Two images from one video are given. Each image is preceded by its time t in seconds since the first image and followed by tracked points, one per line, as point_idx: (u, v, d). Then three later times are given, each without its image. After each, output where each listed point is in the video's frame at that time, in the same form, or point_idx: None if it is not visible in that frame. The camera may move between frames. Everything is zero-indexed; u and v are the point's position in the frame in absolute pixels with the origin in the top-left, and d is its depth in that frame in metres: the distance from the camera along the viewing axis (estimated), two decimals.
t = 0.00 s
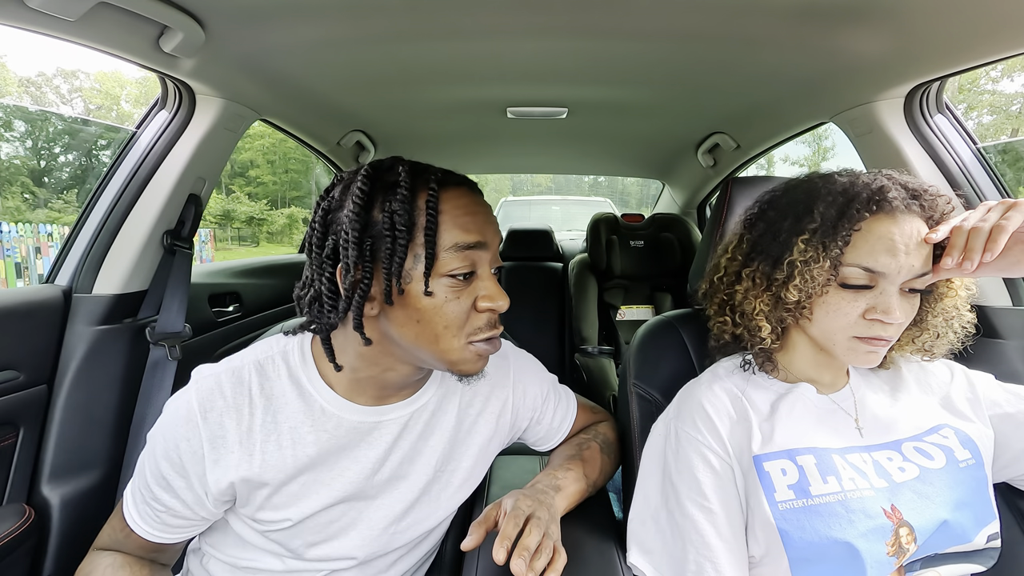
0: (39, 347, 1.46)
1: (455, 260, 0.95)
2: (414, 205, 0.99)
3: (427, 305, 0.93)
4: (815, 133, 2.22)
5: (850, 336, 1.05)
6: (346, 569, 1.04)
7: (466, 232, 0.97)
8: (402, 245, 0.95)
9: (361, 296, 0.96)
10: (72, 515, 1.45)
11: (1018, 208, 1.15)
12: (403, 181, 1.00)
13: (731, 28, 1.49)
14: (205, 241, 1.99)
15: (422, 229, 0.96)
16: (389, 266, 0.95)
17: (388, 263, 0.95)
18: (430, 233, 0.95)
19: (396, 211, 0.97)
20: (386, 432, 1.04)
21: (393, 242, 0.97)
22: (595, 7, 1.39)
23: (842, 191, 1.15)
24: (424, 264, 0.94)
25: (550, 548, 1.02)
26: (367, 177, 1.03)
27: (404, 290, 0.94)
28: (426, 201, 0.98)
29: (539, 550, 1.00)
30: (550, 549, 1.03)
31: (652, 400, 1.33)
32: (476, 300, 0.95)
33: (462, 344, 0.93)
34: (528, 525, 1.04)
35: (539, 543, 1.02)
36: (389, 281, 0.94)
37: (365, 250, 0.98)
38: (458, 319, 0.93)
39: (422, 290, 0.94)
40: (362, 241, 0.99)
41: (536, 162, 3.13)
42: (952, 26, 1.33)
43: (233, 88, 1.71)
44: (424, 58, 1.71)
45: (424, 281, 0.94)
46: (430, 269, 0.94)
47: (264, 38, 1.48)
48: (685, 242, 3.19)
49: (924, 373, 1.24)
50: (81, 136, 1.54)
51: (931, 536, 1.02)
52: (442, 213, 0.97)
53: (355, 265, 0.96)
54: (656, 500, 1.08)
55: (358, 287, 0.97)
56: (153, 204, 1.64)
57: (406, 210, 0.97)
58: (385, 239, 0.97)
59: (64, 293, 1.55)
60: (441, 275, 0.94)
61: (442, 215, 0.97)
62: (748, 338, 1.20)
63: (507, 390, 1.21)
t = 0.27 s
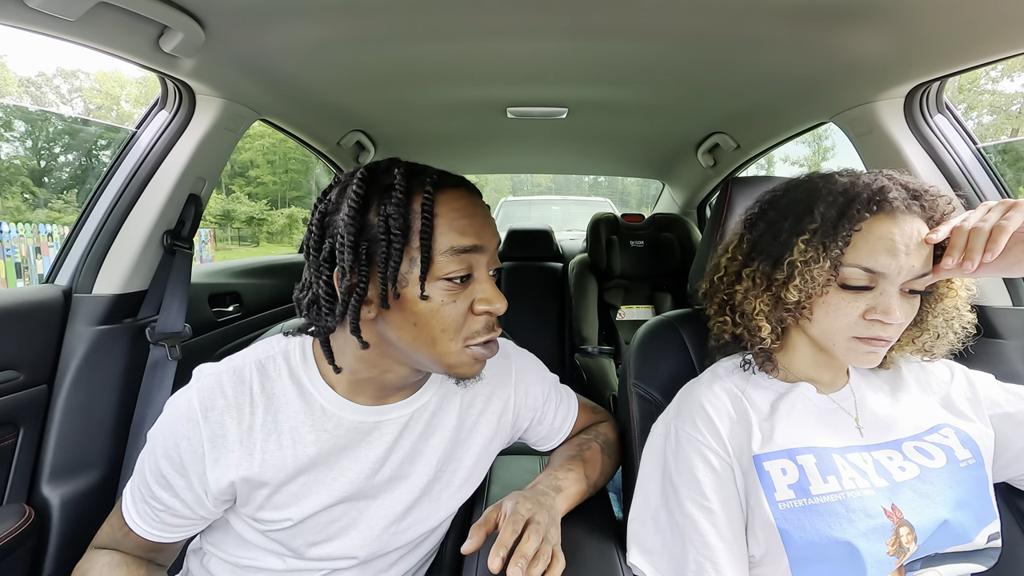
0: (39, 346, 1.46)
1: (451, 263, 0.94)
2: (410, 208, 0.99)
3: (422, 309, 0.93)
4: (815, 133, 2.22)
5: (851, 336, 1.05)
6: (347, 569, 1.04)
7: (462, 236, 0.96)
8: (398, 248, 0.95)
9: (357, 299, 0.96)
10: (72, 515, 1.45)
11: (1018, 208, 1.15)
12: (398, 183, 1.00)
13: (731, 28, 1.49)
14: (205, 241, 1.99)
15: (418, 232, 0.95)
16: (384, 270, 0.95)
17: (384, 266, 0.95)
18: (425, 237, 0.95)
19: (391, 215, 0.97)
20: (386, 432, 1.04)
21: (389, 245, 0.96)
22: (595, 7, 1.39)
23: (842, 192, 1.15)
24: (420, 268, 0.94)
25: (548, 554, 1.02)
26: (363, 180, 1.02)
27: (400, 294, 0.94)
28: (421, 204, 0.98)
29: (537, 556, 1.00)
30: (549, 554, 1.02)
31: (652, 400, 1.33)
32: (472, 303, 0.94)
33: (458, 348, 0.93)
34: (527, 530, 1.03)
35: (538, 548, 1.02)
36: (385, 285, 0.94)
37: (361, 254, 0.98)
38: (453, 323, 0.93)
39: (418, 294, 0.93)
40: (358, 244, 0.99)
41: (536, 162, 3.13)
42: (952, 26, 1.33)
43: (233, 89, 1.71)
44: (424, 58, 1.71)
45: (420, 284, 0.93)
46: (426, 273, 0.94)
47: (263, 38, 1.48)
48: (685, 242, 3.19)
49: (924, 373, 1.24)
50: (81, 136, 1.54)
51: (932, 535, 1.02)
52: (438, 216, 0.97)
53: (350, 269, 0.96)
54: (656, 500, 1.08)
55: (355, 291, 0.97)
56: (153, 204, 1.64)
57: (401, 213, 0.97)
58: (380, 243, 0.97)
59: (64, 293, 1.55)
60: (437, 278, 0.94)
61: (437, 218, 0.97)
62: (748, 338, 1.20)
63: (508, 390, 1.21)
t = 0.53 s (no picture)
0: (39, 347, 1.46)
1: (447, 267, 0.93)
2: (405, 211, 0.98)
3: (417, 313, 0.93)
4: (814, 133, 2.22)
5: (851, 336, 1.05)
6: (347, 569, 1.04)
7: (458, 239, 0.96)
8: (393, 252, 0.95)
9: (353, 303, 0.96)
10: (71, 515, 1.45)
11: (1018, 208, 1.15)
12: (393, 187, 0.99)
13: (731, 28, 1.49)
14: (205, 241, 1.99)
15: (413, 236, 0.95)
16: (380, 274, 0.94)
17: (379, 270, 0.95)
18: (420, 240, 0.94)
19: (386, 218, 0.97)
20: (386, 432, 1.04)
21: (383, 249, 0.96)
22: (595, 7, 1.39)
23: (843, 192, 1.15)
24: (415, 271, 0.93)
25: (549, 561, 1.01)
26: (358, 183, 1.02)
27: (396, 298, 0.94)
28: (416, 207, 0.97)
29: (539, 564, 0.99)
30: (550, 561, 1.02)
31: (652, 400, 1.33)
32: (468, 307, 0.94)
33: (454, 352, 0.93)
34: (529, 537, 1.03)
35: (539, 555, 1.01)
36: (380, 289, 0.94)
37: (357, 257, 0.98)
38: (449, 327, 0.92)
39: (414, 298, 0.93)
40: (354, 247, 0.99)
41: (536, 162, 3.13)
42: (951, 27, 1.33)
43: (233, 89, 1.71)
44: (425, 58, 1.71)
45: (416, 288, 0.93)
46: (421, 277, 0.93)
47: (263, 38, 1.48)
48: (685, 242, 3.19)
49: (924, 373, 1.24)
50: (81, 136, 1.54)
51: (932, 535, 1.02)
52: (433, 219, 0.96)
53: (345, 273, 0.97)
54: (656, 500, 1.08)
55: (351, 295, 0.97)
56: (153, 204, 1.64)
57: (396, 216, 0.97)
58: (376, 246, 0.96)
59: (64, 293, 1.55)
60: (432, 282, 0.93)
61: (432, 221, 0.96)
62: (748, 338, 1.20)
63: (511, 391, 1.21)
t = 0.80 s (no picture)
0: (39, 347, 1.46)
1: (447, 272, 0.93)
2: (405, 214, 0.98)
3: (416, 318, 0.93)
4: (814, 133, 2.22)
5: (851, 336, 1.05)
6: (346, 569, 1.04)
7: (458, 243, 0.95)
8: (393, 256, 0.94)
9: (352, 307, 0.96)
10: (72, 515, 1.45)
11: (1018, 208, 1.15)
12: (392, 189, 0.98)
13: (731, 28, 1.49)
14: (205, 241, 1.99)
15: (413, 239, 0.94)
16: (379, 278, 0.94)
17: (378, 274, 0.94)
18: (420, 244, 0.94)
19: (385, 222, 0.96)
20: (386, 433, 1.04)
21: (382, 253, 0.96)
22: (594, 7, 1.39)
23: (843, 191, 1.15)
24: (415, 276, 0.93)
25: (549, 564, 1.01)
26: (358, 185, 1.02)
27: (395, 302, 0.94)
28: (416, 211, 0.96)
29: (538, 567, 0.99)
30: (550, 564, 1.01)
31: (652, 400, 1.33)
32: (468, 312, 0.93)
33: (452, 357, 0.93)
34: (528, 539, 1.02)
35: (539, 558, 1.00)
36: (379, 293, 0.94)
37: (356, 261, 0.98)
38: (448, 331, 0.92)
39: (413, 302, 0.93)
40: (353, 250, 0.99)
41: (536, 162, 3.13)
42: (951, 26, 1.33)
43: (233, 89, 1.71)
44: (425, 59, 1.71)
45: (415, 293, 0.93)
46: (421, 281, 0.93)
47: (263, 38, 1.48)
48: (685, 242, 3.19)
49: (924, 373, 1.24)
50: (81, 136, 1.54)
51: (932, 536, 1.02)
52: (432, 223, 0.95)
53: (344, 276, 0.97)
54: (656, 500, 1.09)
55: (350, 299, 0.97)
56: (153, 205, 1.65)
57: (396, 220, 0.96)
58: (375, 250, 0.96)
59: (64, 293, 1.55)
60: (431, 287, 0.93)
61: (432, 225, 0.95)
62: (748, 338, 1.20)
63: (512, 392, 1.21)
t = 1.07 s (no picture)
0: (39, 347, 1.46)
1: (447, 275, 0.93)
2: (404, 216, 0.97)
3: (416, 320, 0.93)
4: (814, 132, 2.22)
5: (851, 336, 1.05)
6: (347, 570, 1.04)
7: (458, 246, 0.94)
8: (393, 258, 0.94)
9: (351, 309, 0.96)
10: (72, 515, 1.45)
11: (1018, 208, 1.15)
12: (392, 191, 0.98)
13: (731, 28, 1.49)
14: (205, 241, 1.99)
15: (413, 242, 0.94)
16: (378, 281, 0.94)
17: (378, 277, 0.94)
18: (420, 247, 0.93)
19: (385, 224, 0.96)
20: (386, 433, 1.04)
21: (382, 255, 0.96)
22: (594, 7, 1.39)
23: (844, 191, 1.15)
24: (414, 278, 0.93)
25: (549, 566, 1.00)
26: (358, 188, 1.01)
27: (394, 304, 0.94)
28: (415, 213, 0.96)
29: (538, 568, 0.99)
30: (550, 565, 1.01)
31: (652, 400, 1.33)
32: (468, 314, 0.93)
33: (452, 359, 0.93)
34: (528, 541, 1.02)
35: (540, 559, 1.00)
36: (378, 295, 0.94)
37: (355, 263, 0.97)
38: (449, 333, 0.92)
39: (413, 305, 0.93)
40: (352, 253, 0.99)
41: (536, 162, 3.13)
42: (951, 27, 1.33)
43: (233, 89, 1.71)
44: (424, 59, 1.71)
45: (416, 295, 0.92)
46: (421, 283, 0.93)
47: (263, 38, 1.48)
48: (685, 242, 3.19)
49: (924, 373, 1.24)
50: (81, 136, 1.54)
51: (932, 537, 1.03)
52: (432, 225, 0.95)
53: (343, 278, 0.97)
54: (656, 500, 1.09)
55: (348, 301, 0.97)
56: (153, 205, 1.64)
57: (395, 222, 0.96)
58: (374, 252, 0.96)
59: (64, 293, 1.55)
60: (431, 289, 0.92)
61: (432, 228, 0.95)
62: (749, 338, 1.20)
63: (512, 392, 1.21)
